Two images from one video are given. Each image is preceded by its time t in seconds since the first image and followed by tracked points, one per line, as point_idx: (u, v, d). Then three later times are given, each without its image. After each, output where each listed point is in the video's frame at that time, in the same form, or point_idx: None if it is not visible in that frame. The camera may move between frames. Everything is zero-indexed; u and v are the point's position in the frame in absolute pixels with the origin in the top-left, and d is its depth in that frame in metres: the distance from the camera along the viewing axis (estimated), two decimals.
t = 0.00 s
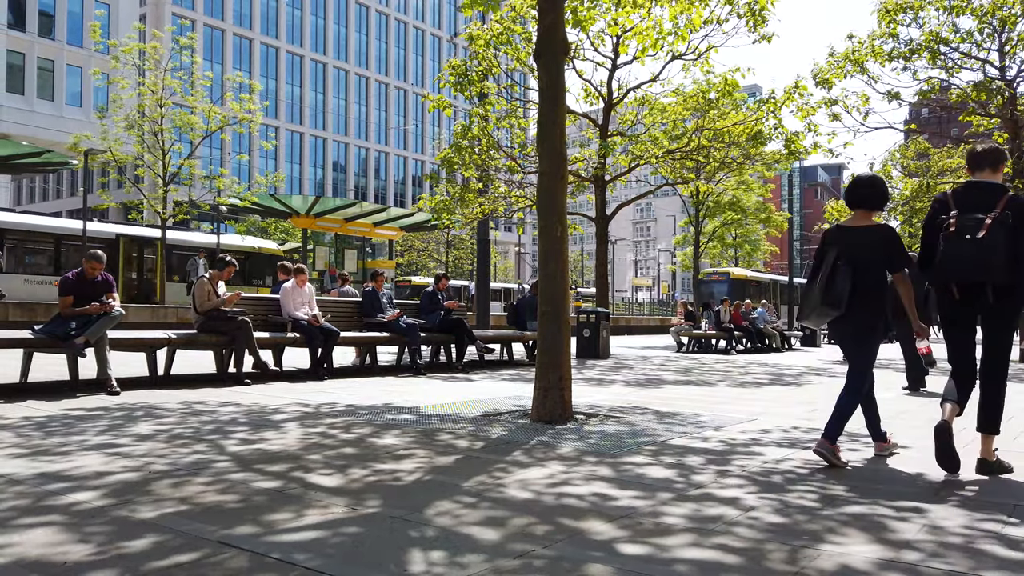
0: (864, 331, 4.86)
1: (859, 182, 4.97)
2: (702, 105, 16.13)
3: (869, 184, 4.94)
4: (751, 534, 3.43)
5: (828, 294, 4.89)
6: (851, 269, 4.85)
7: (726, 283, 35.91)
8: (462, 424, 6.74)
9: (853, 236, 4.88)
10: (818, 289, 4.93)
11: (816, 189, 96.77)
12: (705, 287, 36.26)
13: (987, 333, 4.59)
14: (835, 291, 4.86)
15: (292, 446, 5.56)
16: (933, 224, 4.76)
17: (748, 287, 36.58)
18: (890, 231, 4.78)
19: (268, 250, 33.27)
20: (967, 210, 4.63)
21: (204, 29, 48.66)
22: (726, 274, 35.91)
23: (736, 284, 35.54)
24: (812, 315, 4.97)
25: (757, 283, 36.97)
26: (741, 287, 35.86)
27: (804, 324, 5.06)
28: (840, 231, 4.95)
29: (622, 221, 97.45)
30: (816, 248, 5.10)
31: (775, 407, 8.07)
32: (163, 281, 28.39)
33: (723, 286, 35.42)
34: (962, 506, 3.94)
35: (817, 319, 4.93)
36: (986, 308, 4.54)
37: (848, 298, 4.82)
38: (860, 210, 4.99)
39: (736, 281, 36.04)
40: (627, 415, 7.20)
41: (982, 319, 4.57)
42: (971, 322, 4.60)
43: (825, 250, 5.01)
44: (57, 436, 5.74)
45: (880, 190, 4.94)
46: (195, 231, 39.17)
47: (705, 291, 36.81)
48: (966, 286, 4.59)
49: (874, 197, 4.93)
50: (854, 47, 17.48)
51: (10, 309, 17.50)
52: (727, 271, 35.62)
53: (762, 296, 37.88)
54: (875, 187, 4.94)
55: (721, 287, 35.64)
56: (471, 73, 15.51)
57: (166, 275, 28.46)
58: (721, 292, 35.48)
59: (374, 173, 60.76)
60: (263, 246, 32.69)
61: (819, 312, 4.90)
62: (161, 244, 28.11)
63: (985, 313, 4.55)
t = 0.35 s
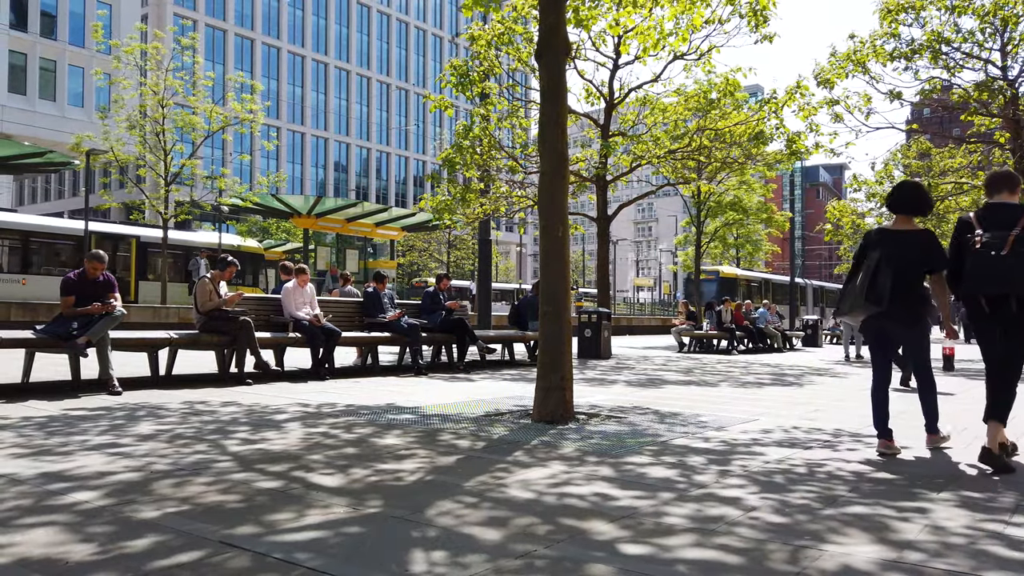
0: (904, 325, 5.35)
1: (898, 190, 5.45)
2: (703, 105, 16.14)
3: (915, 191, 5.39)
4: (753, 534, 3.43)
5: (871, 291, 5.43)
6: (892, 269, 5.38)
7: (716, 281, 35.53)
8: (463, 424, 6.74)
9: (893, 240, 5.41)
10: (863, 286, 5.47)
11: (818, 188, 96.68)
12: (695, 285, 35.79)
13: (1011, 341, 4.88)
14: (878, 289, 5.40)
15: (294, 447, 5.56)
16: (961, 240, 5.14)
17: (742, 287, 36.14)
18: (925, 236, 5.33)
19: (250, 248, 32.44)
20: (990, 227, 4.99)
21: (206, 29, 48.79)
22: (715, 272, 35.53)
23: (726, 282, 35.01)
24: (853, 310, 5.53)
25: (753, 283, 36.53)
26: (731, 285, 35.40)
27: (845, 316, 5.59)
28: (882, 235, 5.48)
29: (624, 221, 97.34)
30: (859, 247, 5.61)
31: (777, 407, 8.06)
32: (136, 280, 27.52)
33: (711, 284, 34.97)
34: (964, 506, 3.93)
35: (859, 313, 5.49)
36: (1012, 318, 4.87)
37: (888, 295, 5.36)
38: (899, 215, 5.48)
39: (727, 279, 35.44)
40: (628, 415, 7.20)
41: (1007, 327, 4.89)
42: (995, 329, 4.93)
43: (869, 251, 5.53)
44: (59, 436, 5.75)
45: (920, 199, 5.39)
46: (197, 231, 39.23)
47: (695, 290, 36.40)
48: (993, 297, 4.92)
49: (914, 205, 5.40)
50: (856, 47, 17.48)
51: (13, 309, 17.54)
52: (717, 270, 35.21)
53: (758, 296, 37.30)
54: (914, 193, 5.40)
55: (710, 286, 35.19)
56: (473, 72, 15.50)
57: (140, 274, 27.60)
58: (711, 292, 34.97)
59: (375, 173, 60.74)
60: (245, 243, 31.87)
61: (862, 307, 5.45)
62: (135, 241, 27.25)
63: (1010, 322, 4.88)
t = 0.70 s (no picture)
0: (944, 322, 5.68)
1: (938, 198, 5.80)
2: (705, 105, 16.15)
3: (948, 200, 5.76)
4: (754, 534, 3.43)
5: (917, 290, 5.71)
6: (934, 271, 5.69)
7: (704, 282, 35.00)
8: (465, 424, 6.74)
9: (935, 243, 5.75)
10: (908, 285, 5.74)
11: (819, 189, 96.59)
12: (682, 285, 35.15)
13: None
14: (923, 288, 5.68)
15: (296, 446, 5.56)
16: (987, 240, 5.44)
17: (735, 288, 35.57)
18: (962, 241, 5.67)
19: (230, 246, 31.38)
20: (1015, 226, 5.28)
21: (207, 30, 48.84)
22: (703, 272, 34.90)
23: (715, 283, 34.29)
24: (899, 309, 5.78)
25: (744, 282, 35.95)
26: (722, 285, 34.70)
27: (888, 315, 5.85)
28: (923, 238, 5.80)
29: (625, 222, 97.27)
30: (898, 251, 5.92)
31: (779, 407, 8.07)
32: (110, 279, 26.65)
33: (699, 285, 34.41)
34: (967, 506, 3.93)
35: (905, 312, 5.74)
36: None
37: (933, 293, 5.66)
38: (933, 221, 5.83)
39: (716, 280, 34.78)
40: (629, 415, 7.21)
41: None
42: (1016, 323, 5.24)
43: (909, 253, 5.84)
44: (61, 436, 5.75)
45: (954, 208, 5.78)
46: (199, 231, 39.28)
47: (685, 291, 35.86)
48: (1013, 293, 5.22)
49: (949, 212, 5.77)
50: (858, 47, 17.43)
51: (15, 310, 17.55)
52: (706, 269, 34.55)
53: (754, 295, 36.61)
54: (951, 203, 5.79)
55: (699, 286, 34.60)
56: (474, 73, 15.49)
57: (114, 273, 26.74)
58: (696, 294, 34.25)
59: (376, 174, 60.71)
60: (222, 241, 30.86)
61: (910, 306, 5.72)
62: (108, 239, 26.40)
63: None
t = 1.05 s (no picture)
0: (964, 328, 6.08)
1: (955, 212, 6.22)
2: (708, 105, 16.13)
3: (960, 213, 6.20)
4: (757, 534, 3.42)
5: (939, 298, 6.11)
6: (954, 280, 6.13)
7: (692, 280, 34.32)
8: (467, 424, 6.74)
9: (953, 254, 6.18)
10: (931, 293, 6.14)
11: (822, 188, 96.41)
12: (670, 283, 34.33)
13: None
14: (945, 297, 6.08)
15: (298, 447, 5.56)
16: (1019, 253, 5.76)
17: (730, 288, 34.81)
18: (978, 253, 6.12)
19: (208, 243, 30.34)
20: None
21: (209, 30, 48.91)
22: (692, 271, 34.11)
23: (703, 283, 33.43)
24: (922, 316, 6.14)
25: (737, 281, 35.20)
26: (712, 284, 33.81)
27: (911, 322, 6.22)
28: (943, 251, 6.22)
29: (627, 222, 97.22)
30: (917, 262, 6.34)
31: (781, 407, 8.06)
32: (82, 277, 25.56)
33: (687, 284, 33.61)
34: (970, 506, 3.93)
35: (929, 319, 6.10)
36: None
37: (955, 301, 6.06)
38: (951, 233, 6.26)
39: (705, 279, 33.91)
40: (631, 415, 7.21)
41: None
42: None
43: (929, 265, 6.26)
44: (64, 435, 5.76)
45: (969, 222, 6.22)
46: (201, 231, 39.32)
47: (673, 289, 35.07)
48: None
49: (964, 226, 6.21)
50: (860, 47, 17.41)
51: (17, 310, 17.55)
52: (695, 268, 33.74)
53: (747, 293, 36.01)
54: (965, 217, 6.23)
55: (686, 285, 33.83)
56: (476, 73, 15.49)
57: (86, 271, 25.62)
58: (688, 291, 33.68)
59: (379, 174, 60.70)
60: (200, 237, 29.84)
61: (933, 313, 6.10)
62: (78, 236, 25.29)
63: None
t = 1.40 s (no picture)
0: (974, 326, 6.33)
1: (975, 216, 6.45)
2: (711, 105, 16.13)
3: (983, 219, 6.36)
4: (762, 534, 3.42)
5: (952, 299, 6.37)
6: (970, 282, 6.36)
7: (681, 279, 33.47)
8: (470, 424, 6.74)
9: (971, 257, 6.42)
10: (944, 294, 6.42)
11: (825, 188, 96.22)
12: (658, 281, 33.46)
13: None
14: (958, 297, 6.34)
15: (302, 446, 5.56)
16: None
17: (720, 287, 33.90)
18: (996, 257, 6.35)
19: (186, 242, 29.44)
20: None
21: (213, 30, 49.01)
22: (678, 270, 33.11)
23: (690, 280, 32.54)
24: (934, 314, 6.43)
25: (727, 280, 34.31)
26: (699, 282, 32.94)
27: (924, 320, 6.52)
28: (961, 253, 6.47)
29: (630, 222, 97.12)
30: (937, 263, 6.60)
31: (784, 407, 8.05)
32: (52, 276, 24.56)
33: (674, 282, 32.73)
34: (976, 507, 3.91)
35: (940, 317, 6.39)
36: None
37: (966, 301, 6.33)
38: (972, 237, 6.48)
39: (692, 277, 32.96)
40: (635, 415, 7.20)
41: None
42: None
43: (947, 266, 6.52)
44: (68, 435, 5.76)
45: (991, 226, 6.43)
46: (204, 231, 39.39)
47: (660, 288, 34.20)
48: None
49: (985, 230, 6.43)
50: (864, 46, 17.39)
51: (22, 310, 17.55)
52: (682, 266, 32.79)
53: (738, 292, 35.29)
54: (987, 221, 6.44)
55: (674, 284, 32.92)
56: (479, 73, 15.46)
57: (56, 270, 24.62)
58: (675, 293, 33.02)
59: (382, 174, 60.72)
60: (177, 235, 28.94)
61: (944, 312, 6.37)
62: (49, 233, 24.30)
63: None
